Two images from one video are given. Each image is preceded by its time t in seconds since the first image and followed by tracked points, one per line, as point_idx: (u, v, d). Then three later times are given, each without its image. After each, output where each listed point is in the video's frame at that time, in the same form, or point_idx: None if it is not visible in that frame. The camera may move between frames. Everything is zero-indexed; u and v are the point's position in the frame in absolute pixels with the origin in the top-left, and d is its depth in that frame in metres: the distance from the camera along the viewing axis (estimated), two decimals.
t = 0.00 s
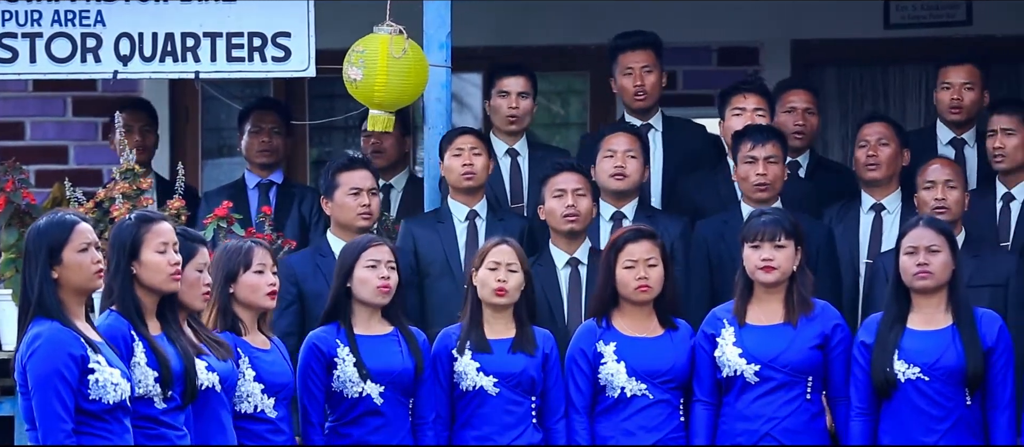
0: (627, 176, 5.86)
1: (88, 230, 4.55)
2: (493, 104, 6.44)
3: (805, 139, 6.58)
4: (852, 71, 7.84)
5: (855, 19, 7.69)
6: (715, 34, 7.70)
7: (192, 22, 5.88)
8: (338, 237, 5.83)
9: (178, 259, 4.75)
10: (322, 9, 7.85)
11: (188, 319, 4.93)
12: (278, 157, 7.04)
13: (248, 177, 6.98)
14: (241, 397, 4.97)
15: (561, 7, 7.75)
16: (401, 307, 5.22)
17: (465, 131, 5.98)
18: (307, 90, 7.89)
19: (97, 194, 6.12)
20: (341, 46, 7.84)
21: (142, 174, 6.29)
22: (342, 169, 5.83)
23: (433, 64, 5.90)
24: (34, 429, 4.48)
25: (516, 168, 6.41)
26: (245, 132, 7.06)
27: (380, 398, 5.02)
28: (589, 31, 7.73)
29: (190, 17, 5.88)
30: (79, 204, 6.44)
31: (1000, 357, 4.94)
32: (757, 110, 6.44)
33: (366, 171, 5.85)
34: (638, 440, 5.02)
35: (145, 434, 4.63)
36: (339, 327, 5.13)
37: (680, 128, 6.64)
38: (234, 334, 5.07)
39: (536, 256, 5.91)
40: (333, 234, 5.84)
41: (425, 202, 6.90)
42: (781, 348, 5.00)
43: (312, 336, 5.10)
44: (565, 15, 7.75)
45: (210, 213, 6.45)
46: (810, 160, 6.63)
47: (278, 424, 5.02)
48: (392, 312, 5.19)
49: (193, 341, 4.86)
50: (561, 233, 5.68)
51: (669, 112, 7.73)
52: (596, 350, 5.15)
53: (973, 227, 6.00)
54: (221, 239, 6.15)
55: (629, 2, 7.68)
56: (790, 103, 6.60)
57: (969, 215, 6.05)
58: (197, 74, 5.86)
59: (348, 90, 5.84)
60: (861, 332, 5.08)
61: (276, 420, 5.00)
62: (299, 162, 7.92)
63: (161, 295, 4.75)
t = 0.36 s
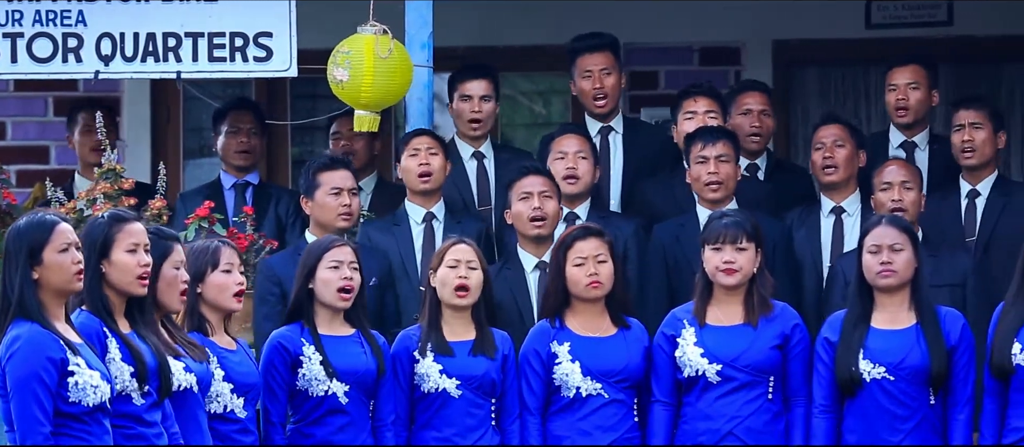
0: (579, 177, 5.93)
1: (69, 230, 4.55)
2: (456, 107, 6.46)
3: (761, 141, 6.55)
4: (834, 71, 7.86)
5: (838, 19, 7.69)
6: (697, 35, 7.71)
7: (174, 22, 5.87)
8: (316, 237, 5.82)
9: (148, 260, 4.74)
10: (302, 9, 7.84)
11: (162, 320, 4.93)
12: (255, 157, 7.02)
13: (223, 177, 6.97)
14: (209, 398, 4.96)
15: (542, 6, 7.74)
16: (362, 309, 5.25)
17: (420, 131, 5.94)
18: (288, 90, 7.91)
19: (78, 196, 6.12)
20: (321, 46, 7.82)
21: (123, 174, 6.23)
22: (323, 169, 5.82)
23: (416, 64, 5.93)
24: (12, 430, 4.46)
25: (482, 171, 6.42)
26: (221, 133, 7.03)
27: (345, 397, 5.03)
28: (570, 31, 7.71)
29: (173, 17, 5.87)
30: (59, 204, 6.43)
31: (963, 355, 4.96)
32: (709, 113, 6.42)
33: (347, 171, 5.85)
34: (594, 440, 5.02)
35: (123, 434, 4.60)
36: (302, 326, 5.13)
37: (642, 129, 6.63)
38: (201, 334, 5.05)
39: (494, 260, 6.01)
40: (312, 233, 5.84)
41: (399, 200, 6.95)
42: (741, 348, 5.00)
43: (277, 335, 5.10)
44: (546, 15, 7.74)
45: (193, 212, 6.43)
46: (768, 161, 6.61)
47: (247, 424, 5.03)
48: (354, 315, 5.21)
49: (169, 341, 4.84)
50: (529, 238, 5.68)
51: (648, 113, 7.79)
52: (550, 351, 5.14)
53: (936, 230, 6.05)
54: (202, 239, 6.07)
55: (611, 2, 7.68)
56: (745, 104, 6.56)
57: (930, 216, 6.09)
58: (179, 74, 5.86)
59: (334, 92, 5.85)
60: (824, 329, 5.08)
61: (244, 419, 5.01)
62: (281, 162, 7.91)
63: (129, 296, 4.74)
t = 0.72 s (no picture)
0: (546, 179, 5.95)
1: (52, 232, 4.53)
2: (428, 108, 6.43)
3: (735, 142, 6.54)
4: (818, 71, 7.87)
5: (823, 18, 7.68)
6: (681, 35, 7.71)
7: (157, 21, 5.86)
8: (302, 236, 5.77)
9: (130, 263, 4.73)
10: (286, 9, 7.82)
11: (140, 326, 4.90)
12: (233, 157, 6.99)
13: (205, 177, 6.94)
14: (185, 402, 4.92)
15: (524, 6, 7.73)
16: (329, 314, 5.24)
17: (389, 131, 5.94)
18: (271, 88, 7.89)
19: (62, 195, 6.08)
20: (304, 46, 7.81)
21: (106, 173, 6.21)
22: (312, 167, 5.79)
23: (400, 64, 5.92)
24: None
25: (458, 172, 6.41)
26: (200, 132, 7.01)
27: (318, 405, 5.04)
28: (553, 31, 7.70)
29: (156, 16, 5.86)
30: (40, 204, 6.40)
31: (942, 362, 4.98)
32: (678, 115, 6.43)
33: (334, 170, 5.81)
34: (564, 442, 4.99)
35: (104, 435, 4.62)
36: (272, 333, 5.12)
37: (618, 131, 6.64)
38: (176, 338, 5.03)
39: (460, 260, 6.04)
40: (297, 232, 5.78)
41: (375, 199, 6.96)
42: (714, 351, 5.00)
43: (247, 342, 5.08)
44: (528, 15, 7.73)
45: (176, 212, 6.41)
46: (745, 162, 6.58)
47: (226, 426, 4.96)
48: (321, 320, 5.21)
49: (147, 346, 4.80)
50: (504, 237, 5.67)
51: (630, 111, 7.74)
52: (517, 358, 5.12)
53: (918, 230, 5.99)
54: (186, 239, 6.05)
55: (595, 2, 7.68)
56: (719, 106, 6.59)
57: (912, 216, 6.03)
58: (162, 73, 5.85)
59: (322, 94, 5.84)
60: (804, 337, 5.08)
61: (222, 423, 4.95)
62: (264, 162, 7.90)
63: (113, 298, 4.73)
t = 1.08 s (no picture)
0: (529, 179, 5.97)
1: (34, 230, 4.53)
2: (416, 107, 6.43)
3: (723, 143, 6.56)
4: (801, 70, 7.91)
5: (807, 17, 7.69)
6: (665, 34, 7.72)
7: (141, 21, 5.87)
8: (291, 235, 5.77)
9: (113, 260, 4.74)
10: (269, 8, 7.83)
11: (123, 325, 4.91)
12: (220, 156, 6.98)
13: (189, 176, 6.92)
14: (173, 401, 4.94)
15: (507, 6, 7.75)
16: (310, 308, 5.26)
17: (370, 133, 5.96)
18: (254, 89, 7.91)
19: (44, 195, 6.07)
20: (288, 45, 7.82)
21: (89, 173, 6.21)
22: (302, 166, 5.80)
23: (383, 63, 5.98)
24: None
25: (443, 170, 6.42)
26: (186, 133, 7.00)
27: (297, 401, 5.03)
28: (537, 30, 7.73)
29: (140, 16, 5.86)
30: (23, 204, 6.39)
31: (920, 359, 5.01)
32: (666, 110, 6.43)
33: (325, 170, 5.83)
34: (548, 440, 5.00)
35: (88, 435, 4.61)
36: (251, 331, 5.13)
37: (604, 129, 6.65)
38: (162, 337, 5.02)
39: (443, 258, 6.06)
40: (288, 231, 5.79)
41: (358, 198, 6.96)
42: (692, 348, 5.02)
43: (226, 342, 5.09)
44: (510, 15, 7.75)
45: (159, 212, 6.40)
46: (730, 163, 6.60)
47: (212, 426, 4.96)
48: (303, 313, 5.22)
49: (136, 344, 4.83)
50: (486, 237, 5.70)
51: (616, 111, 7.79)
52: (499, 354, 5.13)
53: (901, 227, 6.03)
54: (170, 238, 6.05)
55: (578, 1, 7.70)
56: (706, 107, 6.58)
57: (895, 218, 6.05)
58: (146, 73, 5.85)
59: (299, 91, 5.85)
60: (783, 335, 5.11)
61: (208, 422, 4.94)
62: (247, 161, 7.89)
63: (97, 295, 4.74)
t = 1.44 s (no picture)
0: (518, 176, 5.99)
1: (18, 229, 4.53)
2: (405, 107, 6.46)
3: (712, 142, 6.60)
4: (784, 70, 7.95)
5: (789, 17, 7.73)
6: (648, 33, 7.75)
7: (125, 19, 5.86)
8: (295, 232, 5.80)
9: (98, 255, 4.75)
10: (253, 7, 7.84)
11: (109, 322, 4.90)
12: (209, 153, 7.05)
13: (178, 175, 6.96)
14: (157, 399, 4.93)
15: (491, 5, 7.76)
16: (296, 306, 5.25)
17: (358, 130, 6.01)
18: (238, 89, 7.89)
19: (28, 194, 6.06)
20: (271, 43, 7.83)
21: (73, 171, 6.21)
22: (305, 163, 5.86)
23: (366, 63, 5.92)
24: None
25: (430, 169, 6.44)
26: (174, 130, 7.04)
27: (286, 398, 5.04)
28: (521, 29, 7.74)
29: (124, 15, 5.86)
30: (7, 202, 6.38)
31: (901, 353, 5.02)
32: (655, 108, 6.44)
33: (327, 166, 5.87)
34: (534, 438, 5.02)
35: (72, 434, 4.62)
36: (238, 328, 5.14)
37: (591, 127, 6.67)
38: (147, 335, 5.01)
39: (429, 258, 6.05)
40: (292, 229, 5.81)
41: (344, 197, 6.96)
42: (677, 346, 5.05)
43: (213, 339, 5.10)
44: (492, 14, 7.76)
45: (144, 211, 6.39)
46: (718, 163, 6.65)
47: (195, 424, 4.97)
48: (289, 312, 5.22)
49: (122, 343, 4.83)
50: (473, 236, 5.72)
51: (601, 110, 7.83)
52: (486, 351, 5.15)
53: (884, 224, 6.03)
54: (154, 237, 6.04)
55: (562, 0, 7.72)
56: (696, 106, 6.61)
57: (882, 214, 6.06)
58: (130, 71, 5.86)
59: (275, 86, 5.85)
60: (765, 331, 5.13)
61: (192, 420, 4.95)
62: (232, 159, 7.89)
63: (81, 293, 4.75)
